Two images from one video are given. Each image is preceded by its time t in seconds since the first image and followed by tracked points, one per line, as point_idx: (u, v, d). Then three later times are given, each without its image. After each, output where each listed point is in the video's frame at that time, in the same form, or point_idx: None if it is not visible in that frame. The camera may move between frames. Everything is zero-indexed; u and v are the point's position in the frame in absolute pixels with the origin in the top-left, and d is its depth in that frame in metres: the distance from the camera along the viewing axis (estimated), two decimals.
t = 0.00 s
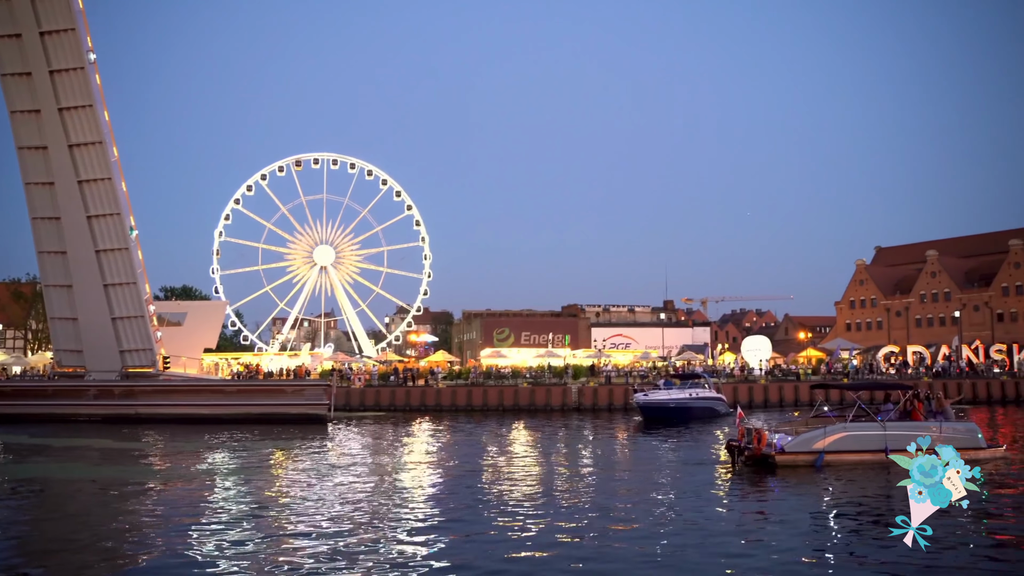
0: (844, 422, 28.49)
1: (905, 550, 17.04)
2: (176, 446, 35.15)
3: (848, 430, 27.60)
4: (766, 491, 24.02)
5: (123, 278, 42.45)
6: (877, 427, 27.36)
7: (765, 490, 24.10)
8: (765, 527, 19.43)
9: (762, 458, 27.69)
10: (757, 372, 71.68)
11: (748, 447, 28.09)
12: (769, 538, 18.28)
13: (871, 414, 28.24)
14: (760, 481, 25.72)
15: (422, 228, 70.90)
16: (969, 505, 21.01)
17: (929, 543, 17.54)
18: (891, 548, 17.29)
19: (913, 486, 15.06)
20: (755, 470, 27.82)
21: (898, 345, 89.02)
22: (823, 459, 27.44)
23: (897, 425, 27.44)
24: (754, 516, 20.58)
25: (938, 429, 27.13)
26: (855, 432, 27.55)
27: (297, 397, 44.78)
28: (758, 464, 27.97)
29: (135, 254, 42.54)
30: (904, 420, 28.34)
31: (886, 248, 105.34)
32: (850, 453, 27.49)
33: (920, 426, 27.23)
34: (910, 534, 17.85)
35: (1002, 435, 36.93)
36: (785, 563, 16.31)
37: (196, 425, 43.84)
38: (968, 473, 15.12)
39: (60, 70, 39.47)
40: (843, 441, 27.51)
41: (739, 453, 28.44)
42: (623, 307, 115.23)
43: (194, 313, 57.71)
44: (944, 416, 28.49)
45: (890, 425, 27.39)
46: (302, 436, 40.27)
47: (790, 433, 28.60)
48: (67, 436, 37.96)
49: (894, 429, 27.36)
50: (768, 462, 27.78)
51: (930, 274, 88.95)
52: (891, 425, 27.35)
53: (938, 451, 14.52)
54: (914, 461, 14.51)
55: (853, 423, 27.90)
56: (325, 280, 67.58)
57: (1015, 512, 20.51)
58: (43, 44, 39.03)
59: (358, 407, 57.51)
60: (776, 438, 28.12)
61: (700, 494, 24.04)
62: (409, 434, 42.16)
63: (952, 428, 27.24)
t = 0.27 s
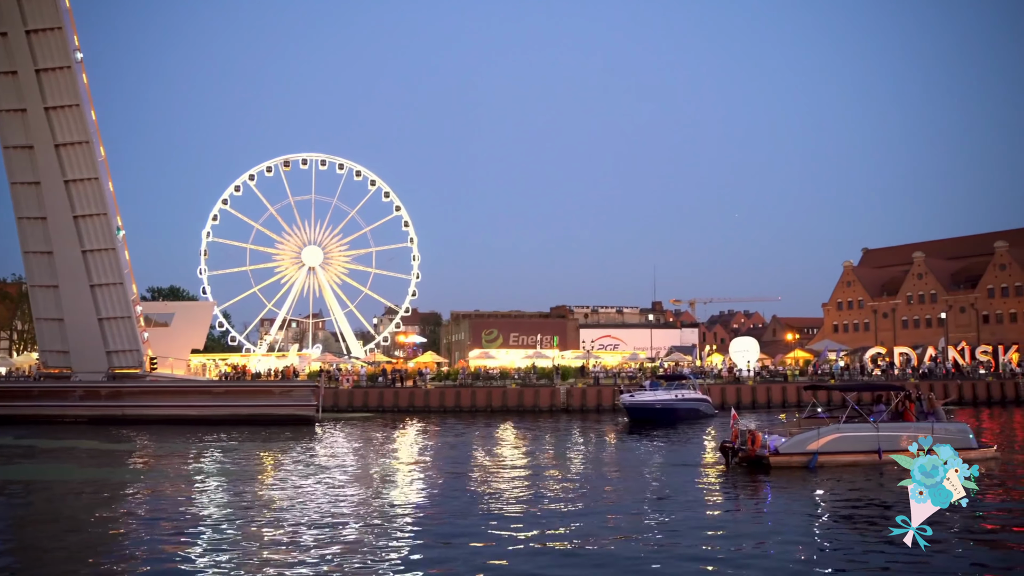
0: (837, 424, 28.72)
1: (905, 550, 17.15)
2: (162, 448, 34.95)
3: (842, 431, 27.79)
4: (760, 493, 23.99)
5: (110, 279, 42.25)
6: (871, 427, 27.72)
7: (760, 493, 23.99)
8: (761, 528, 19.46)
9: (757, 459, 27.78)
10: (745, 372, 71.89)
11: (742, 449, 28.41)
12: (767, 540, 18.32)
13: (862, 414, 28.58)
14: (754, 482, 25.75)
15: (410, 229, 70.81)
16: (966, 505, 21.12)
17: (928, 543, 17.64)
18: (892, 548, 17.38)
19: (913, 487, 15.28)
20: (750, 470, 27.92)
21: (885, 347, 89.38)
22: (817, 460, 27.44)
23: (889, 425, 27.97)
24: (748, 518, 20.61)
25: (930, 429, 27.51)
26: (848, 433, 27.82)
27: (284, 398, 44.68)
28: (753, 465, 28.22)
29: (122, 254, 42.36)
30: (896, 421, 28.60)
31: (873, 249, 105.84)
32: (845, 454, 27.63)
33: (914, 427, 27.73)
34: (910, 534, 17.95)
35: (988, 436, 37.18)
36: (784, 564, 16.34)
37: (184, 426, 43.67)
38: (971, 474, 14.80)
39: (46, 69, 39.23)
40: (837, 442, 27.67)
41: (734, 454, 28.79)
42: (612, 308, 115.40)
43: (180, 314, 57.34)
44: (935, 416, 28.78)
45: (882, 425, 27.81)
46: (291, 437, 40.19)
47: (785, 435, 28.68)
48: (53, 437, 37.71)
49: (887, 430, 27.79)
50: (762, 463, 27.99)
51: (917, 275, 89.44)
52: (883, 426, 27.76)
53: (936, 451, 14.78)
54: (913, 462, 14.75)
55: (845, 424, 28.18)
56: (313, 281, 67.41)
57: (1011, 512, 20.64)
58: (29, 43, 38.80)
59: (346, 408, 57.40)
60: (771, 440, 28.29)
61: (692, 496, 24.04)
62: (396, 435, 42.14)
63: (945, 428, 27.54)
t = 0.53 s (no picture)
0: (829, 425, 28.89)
1: (904, 550, 17.27)
2: (147, 449, 34.75)
3: (834, 432, 27.95)
4: (753, 493, 24.12)
5: (95, 279, 42.02)
6: (863, 429, 27.95)
7: (753, 493, 24.09)
8: (758, 529, 19.51)
9: (749, 460, 27.81)
10: (732, 374, 72.08)
11: (734, 451, 28.51)
12: (764, 541, 18.38)
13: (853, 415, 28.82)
14: (747, 483, 25.83)
15: (397, 230, 70.70)
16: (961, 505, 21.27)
17: (929, 543, 17.76)
18: (892, 548, 17.51)
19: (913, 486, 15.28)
20: (743, 471, 27.94)
21: (870, 348, 89.78)
22: (810, 461, 27.59)
23: (881, 425, 28.26)
24: (743, 518, 20.66)
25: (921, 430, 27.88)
26: (840, 434, 27.98)
27: (270, 399, 44.57)
28: (746, 466, 28.33)
29: (107, 254, 42.12)
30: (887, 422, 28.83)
31: (858, 252, 106.37)
32: (837, 455, 27.81)
33: (905, 428, 28.05)
34: (910, 534, 18.07)
35: (972, 437, 37.45)
36: (784, 565, 16.40)
37: (170, 427, 43.48)
38: (970, 474, 14.79)
39: (30, 68, 38.93)
40: (829, 443, 27.82)
41: (727, 456, 28.95)
42: (598, 309, 115.52)
43: (166, 315, 56.99)
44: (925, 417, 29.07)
45: (874, 426, 28.05)
46: (278, 438, 40.07)
47: (776, 436, 28.74)
48: (37, 438, 37.44)
49: (878, 431, 28.03)
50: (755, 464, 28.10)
51: (901, 277, 89.88)
52: (875, 427, 28.02)
53: (936, 450, 14.76)
54: (913, 462, 14.74)
55: (838, 425, 28.34)
56: (299, 282, 67.19)
57: (1006, 512, 20.83)
58: (13, 41, 38.49)
59: (333, 409, 57.27)
60: (763, 441, 28.37)
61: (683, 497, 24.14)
62: (382, 436, 42.05)
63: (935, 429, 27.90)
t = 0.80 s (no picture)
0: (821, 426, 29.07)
1: (904, 549, 17.33)
2: (133, 450, 34.59)
3: (828, 433, 28.13)
4: (748, 493, 24.31)
5: (81, 279, 41.79)
6: (856, 430, 28.17)
7: (749, 493, 24.22)
8: (753, 528, 19.66)
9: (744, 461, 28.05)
10: (719, 375, 72.24)
11: (728, 452, 28.44)
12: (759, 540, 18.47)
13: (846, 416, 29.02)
14: (741, 483, 25.95)
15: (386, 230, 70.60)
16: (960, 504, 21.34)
17: (929, 543, 17.81)
18: (893, 547, 17.56)
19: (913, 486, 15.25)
20: (737, 473, 28.20)
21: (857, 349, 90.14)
22: (803, 462, 27.74)
23: (873, 426, 28.51)
24: (736, 518, 20.81)
25: (913, 430, 28.23)
26: (833, 435, 28.18)
27: (258, 400, 44.49)
28: (740, 467, 28.32)
29: (94, 254, 41.90)
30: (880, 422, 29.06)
31: (846, 253, 106.84)
32: (830, 456, 28.01)
33: (898, 428, 28.31)
34: (910, 534, 18.13)
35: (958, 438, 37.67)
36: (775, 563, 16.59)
37: (157, 428, 43.33)
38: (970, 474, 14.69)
39: (17, 66, 38.68)
40: (823, 444, 27.98)
41: (721, 457, 28.89)
42: (587, 310, 115.71)
43: (154, 316, 56.75)
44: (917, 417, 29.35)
45: (867, 428, 28.29)
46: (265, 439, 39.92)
47: (770, 437, 28.79)
48: (24, 439, 37.25)
49: (871, 432, 28.26)
50: (750, 465, 28.11)
51: (888, 279, 90.22)
52: (868, 428, 28.24)
53: (937, 451, 14.75)
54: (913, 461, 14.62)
55: (830, 426, 28.53)
56: (288, 283, 67.01)
57: (1003, 511, 20.92)
58: None
59: (321, 410, 57.10)
60: (758, 442, 28.38)
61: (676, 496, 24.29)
62: (370, 437, 41.96)
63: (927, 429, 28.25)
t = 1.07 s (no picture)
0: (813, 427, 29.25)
1: (904, 550, 17.52)
2: (118, 451, 34.41)
3: (820, 435, 28.31)
4: (741, 493, 24.52)
5: (66, 279, 41.55)
6: (848, 431, 28.41)
7: (743, 493, 24.40)
8: (743, 527, 19.99)
9: (737, 462, 27.93)
10: (705, 376, 72.38)
11: (721, 452, 28.39)
12: (753, 540, 18.70)
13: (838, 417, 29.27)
14: (735, 484, 26.13)
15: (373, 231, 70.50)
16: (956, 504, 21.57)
17: (929, 543, 18.02)
18: (893, 548, 17.74)
19: (913, 485, 15.47)
20: (730, 473, 28.06)
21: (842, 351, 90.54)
22: (796, 463, 27.93)
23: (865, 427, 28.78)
24: (729, 518, 21.05)
25: (904, 431, 28.61)
26: (825, 436, 28.37)
27: (244, 400, 44.47)
28: (733, 468, 28.28)
29: (79, 254, 41.65)
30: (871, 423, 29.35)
31: (831, 255, 107.34)
32: (822, 457, 28.20)
33: (889, 430, 28.60)
34: (910, 534, 18.32)
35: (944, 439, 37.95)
36: (765, 561, 16.88)
37: (143, 429, 43.19)
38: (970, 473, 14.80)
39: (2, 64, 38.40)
40: (815, 445, 28.15)
41: (713, 457, 28.79)
42: (574, 311, 115.81)
43: (139, 316, 56.44)
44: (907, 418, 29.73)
45: (859, 428, 28.54)
46: (253, 439, 39.85)
47: (762, 437, 28.89)
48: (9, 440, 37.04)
49: (863, 433, 28.52)
50: (743, 466, 28.10)
51: (874, 280, 90.68)
52: (860, 429, 28.49)
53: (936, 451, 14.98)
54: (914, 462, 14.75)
55: (822, 427, 28.73)
56: (274, 283, 66.82)
57: (998, 511, 21.16)
58: None
59: (308, 411, 56.96)
60: (751, 443, 28.36)
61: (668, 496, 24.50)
62: (355, 438, 41.89)
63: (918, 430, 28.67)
